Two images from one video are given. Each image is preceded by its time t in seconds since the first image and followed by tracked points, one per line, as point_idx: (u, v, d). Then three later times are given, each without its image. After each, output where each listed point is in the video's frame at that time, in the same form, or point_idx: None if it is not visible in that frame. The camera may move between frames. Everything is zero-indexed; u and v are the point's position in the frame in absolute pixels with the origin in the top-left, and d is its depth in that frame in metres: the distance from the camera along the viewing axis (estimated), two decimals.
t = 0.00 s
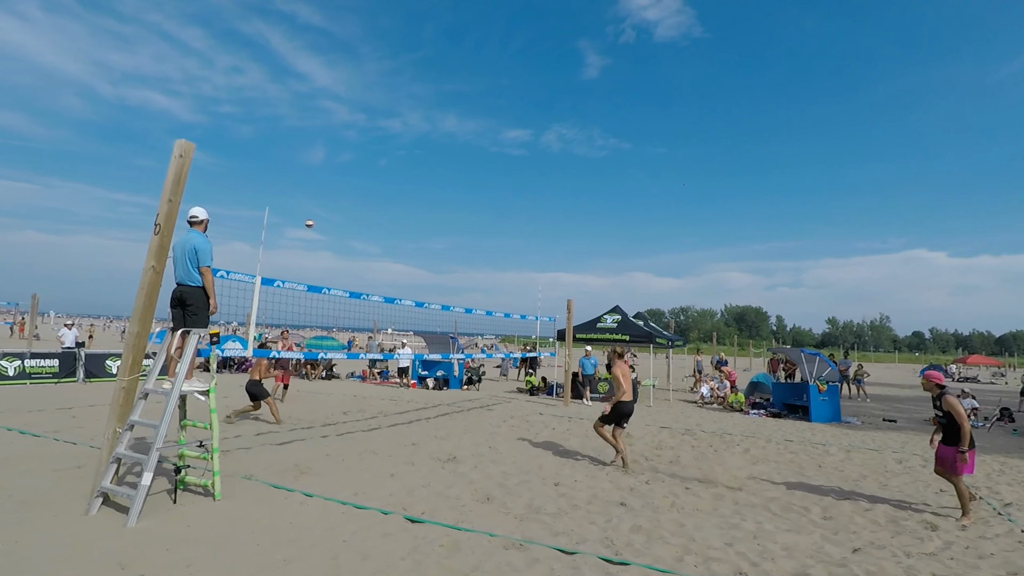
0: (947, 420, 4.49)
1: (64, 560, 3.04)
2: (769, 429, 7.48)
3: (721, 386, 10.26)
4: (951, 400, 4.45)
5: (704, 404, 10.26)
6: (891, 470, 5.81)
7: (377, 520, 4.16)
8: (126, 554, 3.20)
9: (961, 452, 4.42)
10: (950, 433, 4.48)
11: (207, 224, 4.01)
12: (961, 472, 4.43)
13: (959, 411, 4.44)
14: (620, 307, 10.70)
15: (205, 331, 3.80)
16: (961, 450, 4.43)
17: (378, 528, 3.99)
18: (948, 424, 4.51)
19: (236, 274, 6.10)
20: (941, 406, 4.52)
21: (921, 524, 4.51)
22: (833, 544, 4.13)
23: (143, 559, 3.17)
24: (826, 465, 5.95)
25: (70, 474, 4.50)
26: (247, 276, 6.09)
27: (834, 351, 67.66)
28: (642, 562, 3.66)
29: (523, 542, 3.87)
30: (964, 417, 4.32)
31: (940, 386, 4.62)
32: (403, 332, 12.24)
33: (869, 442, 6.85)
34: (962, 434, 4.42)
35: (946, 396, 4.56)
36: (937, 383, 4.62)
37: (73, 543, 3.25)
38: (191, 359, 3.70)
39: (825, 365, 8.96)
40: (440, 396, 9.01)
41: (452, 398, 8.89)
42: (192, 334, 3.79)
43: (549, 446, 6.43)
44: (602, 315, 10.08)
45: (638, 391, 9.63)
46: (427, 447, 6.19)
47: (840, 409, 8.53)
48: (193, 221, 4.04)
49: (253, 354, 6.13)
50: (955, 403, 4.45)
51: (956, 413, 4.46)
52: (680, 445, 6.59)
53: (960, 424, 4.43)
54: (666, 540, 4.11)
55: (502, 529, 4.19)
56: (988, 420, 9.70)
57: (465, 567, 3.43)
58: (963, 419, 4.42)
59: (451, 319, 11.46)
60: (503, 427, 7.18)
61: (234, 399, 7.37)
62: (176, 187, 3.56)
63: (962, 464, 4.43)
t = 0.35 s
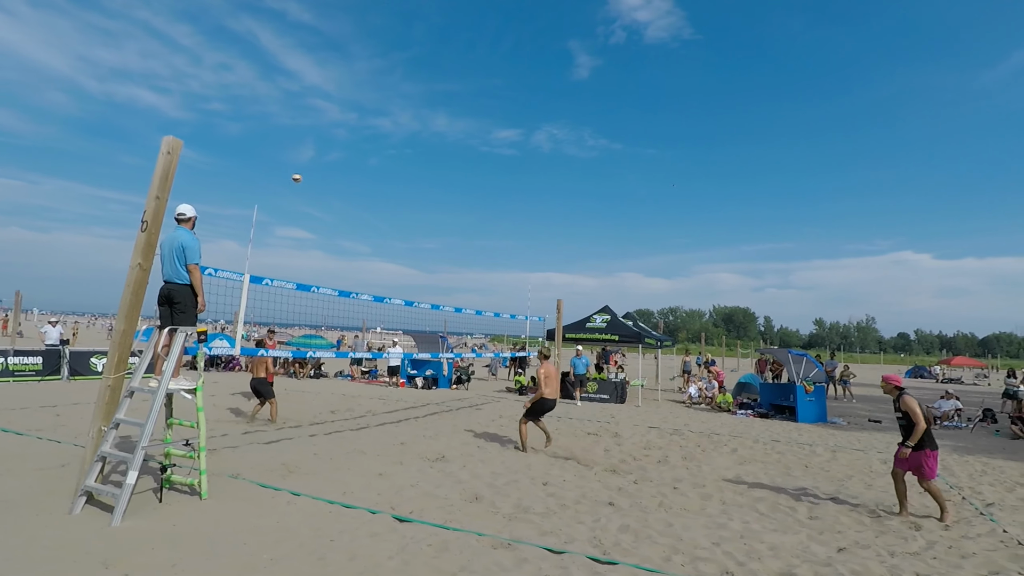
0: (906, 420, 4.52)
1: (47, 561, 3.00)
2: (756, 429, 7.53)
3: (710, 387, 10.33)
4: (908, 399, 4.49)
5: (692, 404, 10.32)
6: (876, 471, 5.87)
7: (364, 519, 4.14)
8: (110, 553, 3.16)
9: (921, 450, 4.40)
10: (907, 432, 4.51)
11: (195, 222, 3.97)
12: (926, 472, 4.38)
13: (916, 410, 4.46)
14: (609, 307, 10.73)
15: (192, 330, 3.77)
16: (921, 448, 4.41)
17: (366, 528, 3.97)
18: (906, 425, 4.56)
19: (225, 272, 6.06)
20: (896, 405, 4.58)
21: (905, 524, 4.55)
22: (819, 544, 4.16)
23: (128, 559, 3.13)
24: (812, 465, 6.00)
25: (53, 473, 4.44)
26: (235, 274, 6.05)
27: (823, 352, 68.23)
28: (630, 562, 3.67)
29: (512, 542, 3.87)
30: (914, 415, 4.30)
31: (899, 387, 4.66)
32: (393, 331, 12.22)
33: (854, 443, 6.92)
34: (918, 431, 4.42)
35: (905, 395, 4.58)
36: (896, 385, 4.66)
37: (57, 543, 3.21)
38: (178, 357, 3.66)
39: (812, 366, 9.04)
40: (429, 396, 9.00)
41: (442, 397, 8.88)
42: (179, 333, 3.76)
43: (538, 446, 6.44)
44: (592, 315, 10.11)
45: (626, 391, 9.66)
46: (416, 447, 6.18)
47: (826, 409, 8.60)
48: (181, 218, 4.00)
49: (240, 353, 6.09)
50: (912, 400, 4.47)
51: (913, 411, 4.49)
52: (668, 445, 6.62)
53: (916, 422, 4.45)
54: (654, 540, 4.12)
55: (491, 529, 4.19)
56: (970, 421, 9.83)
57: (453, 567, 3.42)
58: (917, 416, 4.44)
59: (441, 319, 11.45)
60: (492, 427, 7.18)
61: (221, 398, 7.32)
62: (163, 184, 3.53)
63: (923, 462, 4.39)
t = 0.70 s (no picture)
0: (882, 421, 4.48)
1: (42, 559, 2.99)
2: (753, 429, 7.54)
3: (707, 386, 10.34)
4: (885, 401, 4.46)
5: (689, 404, 10.34)
6: (873, 471, 5.88)
7: (362, 518, 4.14)
8: (106, 552, 3.15)
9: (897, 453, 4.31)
10: (884, 433, 4.47)
11: (192, 219, 3.97)
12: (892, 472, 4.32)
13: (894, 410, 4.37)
14: (607, 306, 10.74)
15: (189, 328, 3.77)
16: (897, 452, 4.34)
17: (363, 527, 3.97)
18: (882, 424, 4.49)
19: (222, 270, 6.04)
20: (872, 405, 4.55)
21: (901, 524, 4.57)
22: (815, 543, 4.17)
23: (124, 558, 3.13)
24: (809, 465, 6.01)
25: (49, 471, 4.43)
26: (233, 272, 6.04)
27: (820, 352, 68.35)
28: (627, 561, 3.67)
29: (509, 541, 3.87)
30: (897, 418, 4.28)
31: (876, 387, 4.61)
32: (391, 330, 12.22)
33: (850, 442, 6.93)
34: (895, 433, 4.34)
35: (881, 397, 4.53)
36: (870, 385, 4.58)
37: (53, 542, 3.20)
38: (176, 356, 3.66)
39: (809, 366, 9.04)
40: (427, 395, 9.00)
41: (439, 396, 8.88)
42: (176, 330, 3.75)
43: (536, 445, 6.44)
44: (590, 315, 10.11)
45: (624, 390, 9.67)
46: (413, 446, 6.18)
47: (823, 409, 8.61)
48: (178, 216, 3.99)
49: (238, 351, 6.07)
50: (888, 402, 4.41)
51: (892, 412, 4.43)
52: (666, 445, 6.63)
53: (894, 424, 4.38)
54: (651, 539, 4.13)
55: (488, 528, 4.19)
56: (966, 421, 9.87)
57: (450, 566, 3.42)
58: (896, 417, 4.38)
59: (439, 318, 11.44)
60: (490, 426, 7.17)
61: (218, 396, 7.30)
62: (161, 182, 3.52)
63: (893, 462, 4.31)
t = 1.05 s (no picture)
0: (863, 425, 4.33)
1: (40, 559, 2.99)
2: (752, 427, 7.55)
3: (706, 385, 10.36)
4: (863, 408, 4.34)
5: (688, 402, 10.35)
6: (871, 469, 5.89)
7: (361, 518, 4.14)
8: (105, 552, 3.16)
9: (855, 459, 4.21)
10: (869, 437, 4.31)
11: (191, 219, 3.96)
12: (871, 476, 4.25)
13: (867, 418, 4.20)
14: (606, 305, 10.73)
15: (188, 328, 3.77)
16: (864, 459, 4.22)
17: (362, 527, 3.97)
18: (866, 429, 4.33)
19: (221, 270, 6.04)
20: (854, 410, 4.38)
21: (899, 522, 4.57)
22: (814, 541, 4.17)
23: (123, 558, 3.13)
24: (808, 463, 6.02)
25: (48, 472, 4.42)
26: (231, 272, 6.03)
27: (819, 351, 68.41)
28: (626, 560, 3.67)
29: (508, 540, 3.87)
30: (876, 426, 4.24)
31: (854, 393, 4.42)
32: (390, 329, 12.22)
33: (849, 440, 6.95)
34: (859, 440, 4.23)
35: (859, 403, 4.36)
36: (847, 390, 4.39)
37: (52, 542, 3.20)
38: (174, 356, 3.66)
39: (808, 364, 9.04)
40: (426, 394, 8.99)
41: (438, 396, 8.88)
42: (175, 331, 3.75)
43: (535, 444, 6.45)
44: (589, 314, 10.11)
45: (623, 389, 9.67)
46: (412, 445, 6.17)
47: (822, 408, 8.60)
48: (177, 216, 3.99)
49: (236, 351, 6.07)
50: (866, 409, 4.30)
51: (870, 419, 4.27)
52: (665, 443, 6.63)
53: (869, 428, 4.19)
54: (651, 538, 4.13)
55: (487, 527, 4.19)
56: (965, 419, 9.88)
57: (449, 566, 3.42)
58: (874, 419, 4.15)
59: (437, 317, 11.45)
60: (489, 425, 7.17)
61: (216, 396, 7.29)
62: (159, 183, 3.52)
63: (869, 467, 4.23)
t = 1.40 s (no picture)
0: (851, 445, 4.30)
1: (40, 559, 2.99)
2: (752, 424, 7.56)
3: (705, 382, 10.37)
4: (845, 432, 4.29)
5: (688, 399, 10.35)
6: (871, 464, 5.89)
7: (361, 517, 4.14)
8: (105, 553, 3.16)
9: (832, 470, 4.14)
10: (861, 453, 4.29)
11: (188, 220, 3.96)
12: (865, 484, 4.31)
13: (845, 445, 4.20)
14: (606, 303, 10.72)
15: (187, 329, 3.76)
16: (846, 474, 4.18)
17: (362, 526, 3.97)
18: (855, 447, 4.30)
19: (219, 270, 6.03)
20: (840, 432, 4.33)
21: (899, 517, 4.58)
22: (814, 538, 4.17)
23: (122, 558, 3.13)
24: (808, 459, 6.02)
25: (48, 473, 4.42)
26: (229, 272, 6.02)
27: (819, 347, 68.45)
28: (625, 557, 3.67)
29: (508, 538, 3.87)
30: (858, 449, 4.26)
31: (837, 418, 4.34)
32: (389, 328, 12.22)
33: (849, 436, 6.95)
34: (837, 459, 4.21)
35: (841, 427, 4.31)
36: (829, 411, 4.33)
37: (51, 543, 3.19)
38: (173, 357, 3.65)
39: (807, 361, 9.04)
40: (426, 393, 8.99)
41: (438, 394, 8.87)
42: (174, 332, 3.74)
43: (535, 443, 6.44)
44: (588, 311, 10.11)
45: (623, 386, 9.68)
46: (412, 444, 6.17)
47: (822, 403, 8.65)
48: (175, 217, 3.98)
49: (236, 351, 6.06)
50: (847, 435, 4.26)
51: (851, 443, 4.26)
52: (664, 441, 6.63)
53: (846, 448, 4.17)
54: (651, 535, 4.13)
55: (487, 525, 4.19)
56: (965, 414, 9.88)
57: (449, 564, 3.42)
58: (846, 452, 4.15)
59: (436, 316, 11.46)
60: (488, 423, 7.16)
61: (216, 397, 7.29)
62: (157, 183, 3.51)
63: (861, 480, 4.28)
